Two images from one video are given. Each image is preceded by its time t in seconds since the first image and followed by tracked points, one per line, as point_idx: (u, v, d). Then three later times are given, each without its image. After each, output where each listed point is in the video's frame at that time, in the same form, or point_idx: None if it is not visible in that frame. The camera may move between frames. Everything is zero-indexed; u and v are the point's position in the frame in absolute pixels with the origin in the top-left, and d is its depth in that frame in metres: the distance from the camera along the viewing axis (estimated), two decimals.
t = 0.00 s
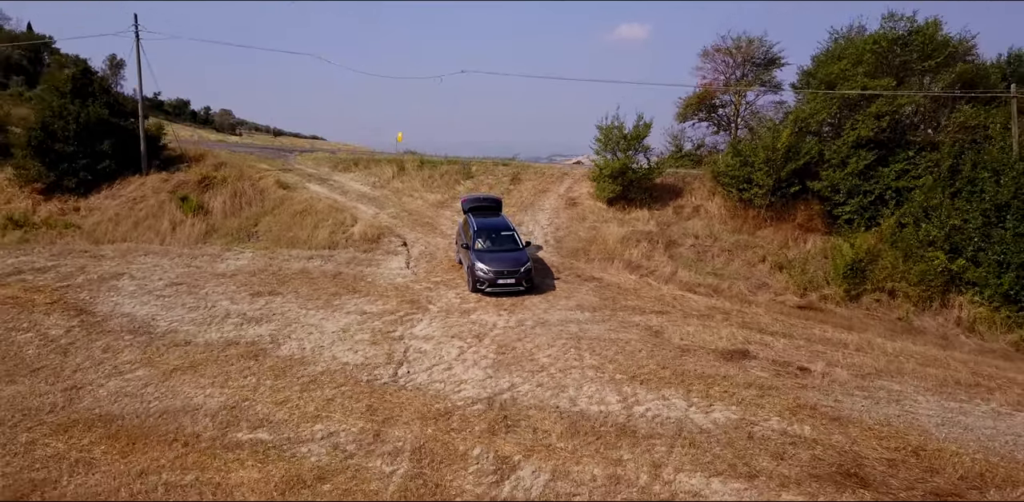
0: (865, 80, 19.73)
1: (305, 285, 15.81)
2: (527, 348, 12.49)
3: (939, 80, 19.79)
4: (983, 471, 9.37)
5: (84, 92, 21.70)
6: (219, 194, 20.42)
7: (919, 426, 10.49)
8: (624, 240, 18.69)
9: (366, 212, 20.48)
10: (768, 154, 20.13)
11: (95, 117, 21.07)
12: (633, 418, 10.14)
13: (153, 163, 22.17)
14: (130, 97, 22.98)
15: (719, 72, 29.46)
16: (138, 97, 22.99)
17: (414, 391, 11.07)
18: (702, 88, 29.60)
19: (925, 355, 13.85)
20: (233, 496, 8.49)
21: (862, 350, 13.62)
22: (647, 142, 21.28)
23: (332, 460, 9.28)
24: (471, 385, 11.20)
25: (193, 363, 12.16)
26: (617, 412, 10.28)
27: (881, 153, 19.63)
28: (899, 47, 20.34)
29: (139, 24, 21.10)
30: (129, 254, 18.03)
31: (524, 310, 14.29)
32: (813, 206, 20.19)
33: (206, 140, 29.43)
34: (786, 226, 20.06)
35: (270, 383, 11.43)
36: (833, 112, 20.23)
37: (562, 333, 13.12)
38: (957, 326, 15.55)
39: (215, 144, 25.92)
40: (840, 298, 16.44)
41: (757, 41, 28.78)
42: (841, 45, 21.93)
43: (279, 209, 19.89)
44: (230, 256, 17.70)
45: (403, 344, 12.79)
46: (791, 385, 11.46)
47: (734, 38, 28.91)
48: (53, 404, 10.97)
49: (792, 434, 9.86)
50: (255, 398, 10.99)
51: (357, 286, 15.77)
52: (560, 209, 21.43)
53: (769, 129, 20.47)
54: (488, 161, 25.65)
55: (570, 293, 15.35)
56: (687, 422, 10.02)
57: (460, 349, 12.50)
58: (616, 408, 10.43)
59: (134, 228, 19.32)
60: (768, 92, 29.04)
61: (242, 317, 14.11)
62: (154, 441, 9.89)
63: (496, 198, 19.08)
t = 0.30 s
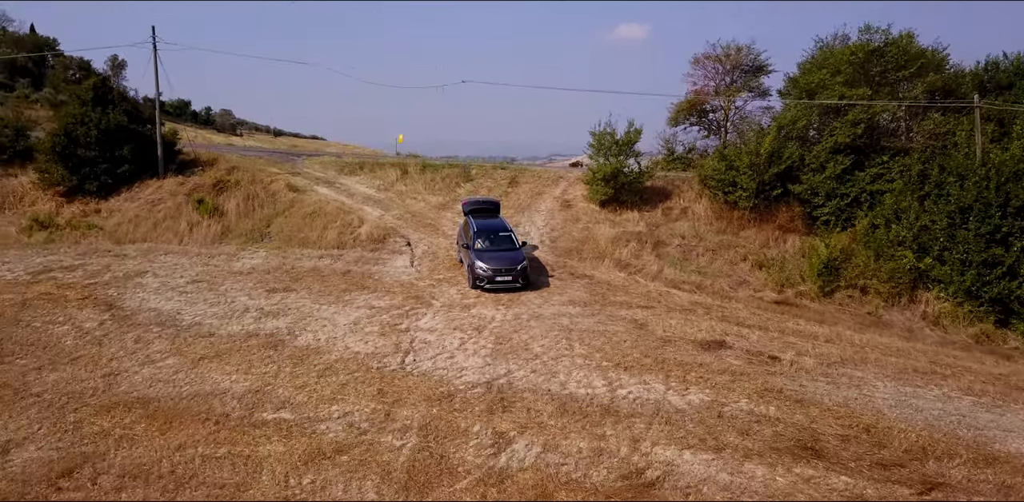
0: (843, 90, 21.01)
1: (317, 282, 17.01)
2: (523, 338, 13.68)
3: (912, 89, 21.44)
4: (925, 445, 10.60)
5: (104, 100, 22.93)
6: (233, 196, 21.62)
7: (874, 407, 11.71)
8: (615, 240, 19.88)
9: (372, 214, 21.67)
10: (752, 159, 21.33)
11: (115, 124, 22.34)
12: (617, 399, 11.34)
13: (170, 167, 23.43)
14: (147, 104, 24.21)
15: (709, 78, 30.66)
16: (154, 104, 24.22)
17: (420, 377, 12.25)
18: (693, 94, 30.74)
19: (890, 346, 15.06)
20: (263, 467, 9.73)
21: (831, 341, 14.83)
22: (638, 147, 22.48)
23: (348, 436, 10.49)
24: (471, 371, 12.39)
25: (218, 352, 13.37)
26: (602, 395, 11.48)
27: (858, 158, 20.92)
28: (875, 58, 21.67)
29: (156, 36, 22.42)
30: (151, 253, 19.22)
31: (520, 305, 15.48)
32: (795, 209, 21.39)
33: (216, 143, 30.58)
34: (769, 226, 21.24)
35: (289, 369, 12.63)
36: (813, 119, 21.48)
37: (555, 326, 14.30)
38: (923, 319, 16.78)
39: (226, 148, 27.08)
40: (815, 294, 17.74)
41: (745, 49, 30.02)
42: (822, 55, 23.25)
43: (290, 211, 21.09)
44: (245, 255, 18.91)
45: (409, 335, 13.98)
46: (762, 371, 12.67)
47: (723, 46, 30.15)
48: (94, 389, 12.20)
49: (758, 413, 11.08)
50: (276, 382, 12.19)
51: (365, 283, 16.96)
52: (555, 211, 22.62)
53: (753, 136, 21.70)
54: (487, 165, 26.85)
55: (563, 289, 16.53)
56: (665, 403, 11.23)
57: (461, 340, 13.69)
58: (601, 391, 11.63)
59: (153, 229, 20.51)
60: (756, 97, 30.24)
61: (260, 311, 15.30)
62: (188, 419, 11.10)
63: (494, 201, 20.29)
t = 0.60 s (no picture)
0: (822, 97, 22.40)
1: (327, 277, 18.30)
2: (518, 328, 14.98)
3: (883, 97, 22.81)
4: (876, 420, 11.90)
5: (123, 106, 24.33)
6: (246, 198, 22.89)
7: (834, 388, 13.01)
8: (606, 237, 21.13)
9: (377, 214, 22.93)
10: (736, 162, 22.61)
11: (134, 128, 23.67)
12: (602, 380, 12.63)
13: (185, 170, 24.76)
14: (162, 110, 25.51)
15: (700, 83, 31.92)
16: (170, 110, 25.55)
17: (424, 362, 13.53)
18: (683, 99, 32.00)
19: (857, 335, 16.36)
20: (287, 438, 11.03)
21: (801, 331, 16.14)
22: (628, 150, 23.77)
23: (361, 412, 11.76)
24: (471, 356, 13.69)
25: (240, 340, 14.66)
26: (589, 376, 12.77)
27: (835, 161, 22.22)
28: (853, 67, 23.02)
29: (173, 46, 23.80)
30: (170, 251, 20.50)
31: (516, 298, 16.78)
32: (776, 209, 22.68)
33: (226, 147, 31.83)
34: (752, 226, 22.52)
35: (305, 355, 13.92)
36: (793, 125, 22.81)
37: (548, 316, 15.60)
38: (890, 312, 18.08)
39: (236, 151, 28.36)
40: (791, 288, 19.04)
41: (733, 55, 31.29)
42: (803, 64, 24.63)
43: (300, 211, 22.36)
44: (259, 253, 20.19)
45: (414, 325, 15.26)
46: (735, 357, 13.97)
47: (712, 53, 31.43)
48: (130, 372, 13.48)
49: (728, 393, 12.38)
50: (293, 366, 13.48)
51: (372, 278, 18.25)
52: (549, 211, 23.90)
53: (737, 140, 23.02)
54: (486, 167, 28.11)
55: (555, 284, 17.83)
56: (644, 384, 12.52)
57: (462, 329, 14.98)
58: (588, 373, 12.92)
59: (171, 228, 21.78)
60: (744, 102, 31.50)
61: (276, 304, 16.59)
62: (218, 399, 12.39)
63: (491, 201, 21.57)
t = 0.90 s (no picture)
0: (800, 103, 23.82)
1: (335, 272, 19.66)
2: (513, 318, 16.34)
3: (857, 104, 24.32)
4: (832, 399, 13.26)
5: (140, 111, 25.72)
6: (257, 198, 24.22)
7: (798, 371, 14.38)
8: (597, 234, 22.46)
9: (381, 214, 24.28)
10: (720, 165, 24.01)
11: (150, 133, 25.04)
12: (587, 364, 14.00)
13: (199, 172, 26.11)
14: (176, 114, 26.86)
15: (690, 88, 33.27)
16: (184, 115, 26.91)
17: (427, 348, 14.88)
18: (674, 103, 33.36)
19: (825, 325, 17.73)
20: (305, 413, 12.39)
21: (774, 321, 17.51)
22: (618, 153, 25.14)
23: (371, 391, 13.12)
24: (469, 343, 15.05)
25: (258, 329, 16.01)
26: (575, 361, 14.14)
27: (812, 163, 23.55)
28: (830, 75, 24.47)
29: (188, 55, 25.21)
30: (187, 248, 21.84)
31: (511, 291, 18.14)
32: (758, 209, 24.06)
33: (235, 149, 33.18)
34: (735, 225, 23.90)
35: (318, 342, 15.28)
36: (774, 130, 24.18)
37: (540, 308, 16.96)
38: (860, 305, 19.44)
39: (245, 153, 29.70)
40: (768, 283, 20.40)
41: (721, 61, 32.65)
42: (784, 72, 26.09)
43: (308, 211, 23.70)
44: (271, 250, 21.54)
45: (416, 316, 16.62)
46: (710, 344, 15.34)
47: (701, 59, 32.79)
48: (159, 357, 14.82)
49: (701, 375, 13.75)
50: (308, 352, 14.83)
51: (377, 274, 19.61)
52: (544, 211, 25.26)
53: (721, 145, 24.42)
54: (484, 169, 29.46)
55: (548, 279, 19.19)
56: (625, 367, 13.89)
57: (461, 319, 16.33)
58: (575, 358, 14.29)
59: (187, 227, 23.11)
60: (731, 106, 32.86)
61: (289, 296, 17.94)
62: (241, 380, 13.75)
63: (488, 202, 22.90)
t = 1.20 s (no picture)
0: (780, 110, 25.43)
1: (343, 268, 21.08)
2: (509, 310, 17.77)
3: (834, 110, 25.82)
4: (796, 381, 14.69)
5: (156, 116, 27.15)
6: (268, 199, 25.63)
7: (767, 357, 15.81)
8: (589, 233, 23.84)
9: (385, 214, 25.70)
10: (706, 168, 25.40)
11: (166, 137, 26.49)
12: (575, 350, 15.42)
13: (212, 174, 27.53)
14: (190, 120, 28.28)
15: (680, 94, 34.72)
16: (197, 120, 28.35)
17: (430, 336, 16.31)
18: (665, 108, 34.81)
19: (798, 317, 19.15)
20: (321, 393, 13.81)
21: (751, 313, 18.93)
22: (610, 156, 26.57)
23: (379, 374, 14.54)
24: (468, 332, 16.48)
25: (274, 320, 17.44)
26: (565, 347, 15.57)
27: (792, 166, 24.97)
28: (809, 83, 25.98)
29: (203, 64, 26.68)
30: (204, 246, 23.26)
31: (507, 286, 19.56)
32: (741, 210, 25.49)
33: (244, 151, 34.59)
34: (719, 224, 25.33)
35: (330, 331, 16.70)
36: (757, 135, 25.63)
37: (534, 300, 18.39)
38: (832, 299, 20.88)
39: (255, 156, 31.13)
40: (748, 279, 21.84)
41: (710, 67, 34.08)
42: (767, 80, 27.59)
43: (317, 211, 25.11)
44: (282, 248, 22.96)
45: (420, 308, 18.04)
46: (688, 334, 16.76)
47: (690, 66, 34.24)
48: (185, 345, 16.23)
49: (678, 360, 15.18)
50: (321, 340, 16.25)
51: (383, 270, 21.04)
52: (539, 211, 26.69)
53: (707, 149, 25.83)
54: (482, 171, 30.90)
55: (542, 274, 20.61)
56: (610, 353, 15.32)
57: (461, 311, 17.76)
58: (564, 345, 15.71)
59: (203, 226, 24.52)
60: (720, 110, 34.27)
61: (302, 290, 19.36)
62: (261, 365, 15.16)
63: (486, 202, 24.29)
